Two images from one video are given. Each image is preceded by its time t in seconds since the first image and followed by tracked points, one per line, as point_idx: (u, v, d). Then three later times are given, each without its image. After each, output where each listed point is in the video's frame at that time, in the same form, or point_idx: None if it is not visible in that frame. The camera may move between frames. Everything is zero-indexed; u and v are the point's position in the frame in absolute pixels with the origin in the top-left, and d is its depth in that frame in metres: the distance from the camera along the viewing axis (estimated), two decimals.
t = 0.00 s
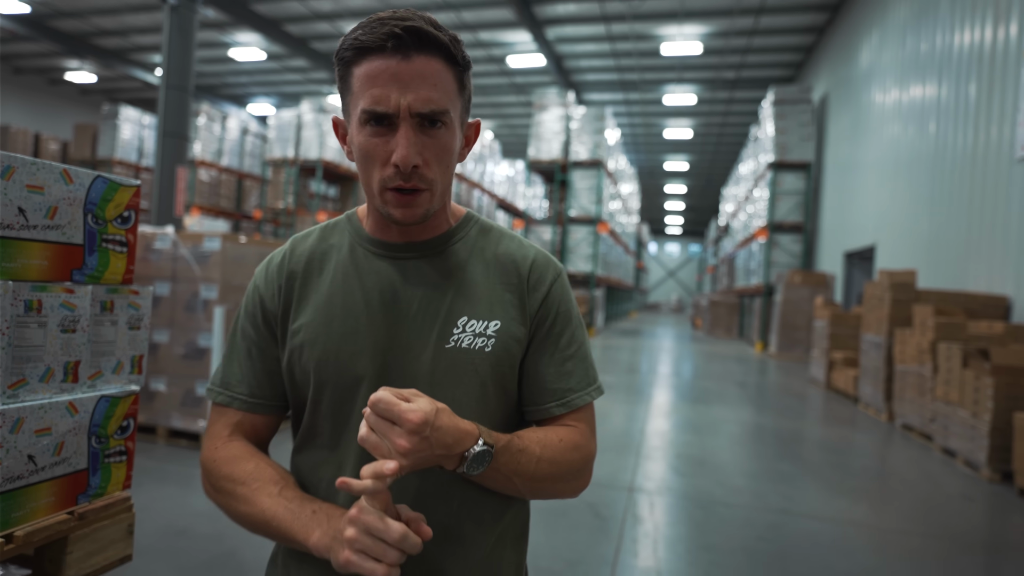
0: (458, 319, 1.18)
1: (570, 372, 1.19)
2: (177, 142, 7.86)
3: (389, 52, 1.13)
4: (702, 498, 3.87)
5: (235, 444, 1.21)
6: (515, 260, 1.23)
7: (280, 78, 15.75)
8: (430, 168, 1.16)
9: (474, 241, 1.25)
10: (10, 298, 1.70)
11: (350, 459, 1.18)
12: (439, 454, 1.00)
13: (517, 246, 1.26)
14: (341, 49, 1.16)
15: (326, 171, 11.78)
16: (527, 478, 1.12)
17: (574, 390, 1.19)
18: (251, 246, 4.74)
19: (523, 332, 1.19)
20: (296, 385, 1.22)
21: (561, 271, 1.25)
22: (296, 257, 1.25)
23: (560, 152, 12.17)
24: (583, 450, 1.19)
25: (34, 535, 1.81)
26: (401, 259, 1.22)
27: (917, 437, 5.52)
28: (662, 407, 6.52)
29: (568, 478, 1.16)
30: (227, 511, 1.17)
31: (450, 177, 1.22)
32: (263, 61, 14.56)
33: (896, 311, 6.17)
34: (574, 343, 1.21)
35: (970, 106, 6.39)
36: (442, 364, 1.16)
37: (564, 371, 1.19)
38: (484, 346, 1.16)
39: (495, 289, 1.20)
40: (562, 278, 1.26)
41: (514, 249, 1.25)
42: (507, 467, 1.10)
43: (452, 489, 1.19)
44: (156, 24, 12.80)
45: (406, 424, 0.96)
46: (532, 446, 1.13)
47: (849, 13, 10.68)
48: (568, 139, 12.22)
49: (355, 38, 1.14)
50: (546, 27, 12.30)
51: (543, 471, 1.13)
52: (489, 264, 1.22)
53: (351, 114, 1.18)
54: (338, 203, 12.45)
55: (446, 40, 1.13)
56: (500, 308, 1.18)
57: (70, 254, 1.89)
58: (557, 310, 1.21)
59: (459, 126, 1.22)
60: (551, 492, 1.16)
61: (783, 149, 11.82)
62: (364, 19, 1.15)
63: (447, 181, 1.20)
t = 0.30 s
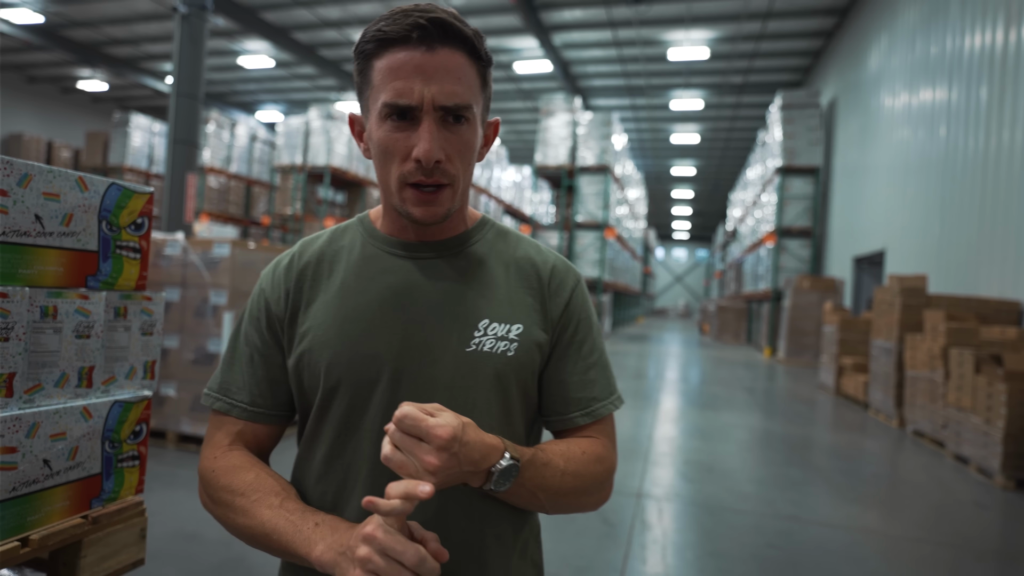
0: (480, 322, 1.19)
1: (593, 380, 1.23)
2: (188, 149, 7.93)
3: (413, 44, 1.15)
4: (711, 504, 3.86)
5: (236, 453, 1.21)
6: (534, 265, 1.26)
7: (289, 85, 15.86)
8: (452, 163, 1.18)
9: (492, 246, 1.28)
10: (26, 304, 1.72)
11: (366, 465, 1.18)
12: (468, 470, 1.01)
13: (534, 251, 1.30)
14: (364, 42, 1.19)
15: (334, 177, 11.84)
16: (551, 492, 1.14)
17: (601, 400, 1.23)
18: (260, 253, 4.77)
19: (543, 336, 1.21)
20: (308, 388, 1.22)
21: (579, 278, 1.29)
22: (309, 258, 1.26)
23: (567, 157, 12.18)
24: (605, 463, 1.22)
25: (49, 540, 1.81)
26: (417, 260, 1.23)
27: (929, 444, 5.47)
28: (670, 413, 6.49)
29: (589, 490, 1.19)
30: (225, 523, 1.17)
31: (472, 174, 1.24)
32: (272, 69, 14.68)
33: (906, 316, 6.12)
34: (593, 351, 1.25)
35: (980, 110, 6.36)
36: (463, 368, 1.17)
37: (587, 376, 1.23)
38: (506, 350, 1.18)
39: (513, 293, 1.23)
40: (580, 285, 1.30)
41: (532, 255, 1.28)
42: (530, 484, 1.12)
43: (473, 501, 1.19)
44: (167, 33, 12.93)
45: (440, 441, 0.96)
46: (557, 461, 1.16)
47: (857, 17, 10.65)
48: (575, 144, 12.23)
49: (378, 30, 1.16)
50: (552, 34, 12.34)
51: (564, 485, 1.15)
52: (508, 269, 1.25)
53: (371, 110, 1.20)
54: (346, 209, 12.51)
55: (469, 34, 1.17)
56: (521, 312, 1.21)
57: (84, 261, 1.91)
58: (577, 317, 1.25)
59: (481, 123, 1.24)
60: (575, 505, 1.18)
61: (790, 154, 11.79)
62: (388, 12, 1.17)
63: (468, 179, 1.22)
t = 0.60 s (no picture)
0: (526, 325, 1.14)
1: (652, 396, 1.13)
2: (187, 155, 7.95)
3: (461, 51, 1.16)
4: (709, 510, 3.86)
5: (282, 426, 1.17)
6: (587, 273, 1.20)
7: (289, 91, 15.90)
8: (501, 164, 1.14)
9: (542, 251, 1.22)
10: (24, 310, 1.73)
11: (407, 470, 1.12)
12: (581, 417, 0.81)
13: (590, 261, 1.23)
14: (417, 54, 1.21)
15: (334, 183, 11.87)
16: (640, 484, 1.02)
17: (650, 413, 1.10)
18: (258, 259, 4.77)
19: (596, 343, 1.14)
20: (354, 391, 1.19)
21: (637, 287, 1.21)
22: (362, 262, 1.25)
23: (566, 163, 12.22)
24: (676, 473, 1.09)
25: (43, 549, 1.81)
26: (466, 263, 1.20)
27: (927, 449, 5.48)
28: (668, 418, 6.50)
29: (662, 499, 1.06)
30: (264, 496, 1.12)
31: (523, 178, 1.20)
32: (272, 75, 14.73)
33: (904, 321, 6.13)
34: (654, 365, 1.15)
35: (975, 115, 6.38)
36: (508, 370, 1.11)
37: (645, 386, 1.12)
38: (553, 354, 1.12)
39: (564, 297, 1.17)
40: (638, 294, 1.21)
41: (585, 263, 1.22)
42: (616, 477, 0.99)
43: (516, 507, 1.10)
44: (167, 38, 12.97)
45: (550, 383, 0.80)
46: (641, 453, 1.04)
47: (853, 23, 10.71)
48: (574, 150, 12.28)
49: (428, 42, 1.18)
50: (551, 41, 12.40)
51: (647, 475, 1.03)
52: (560, 274, 1.20)
53: (423, 117, 1.21)
54: (345, 215, 12.55)
55: (517, 39, 1.15)
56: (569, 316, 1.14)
57: (83, 267, 1.91)
58: (634, 325, 1.15)
59: (532, 127, 1.21)
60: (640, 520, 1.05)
61: (788, 159, 11.84)
62: (439, 25, 1.19)
63: (519, 181, 1.18)
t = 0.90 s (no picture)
0: (569, 337, 1.23)
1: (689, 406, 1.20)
2: (185, 162, 7.94)
3: (506, 80, 1.23)
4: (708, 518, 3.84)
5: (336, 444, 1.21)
6: (629, 289, 1.29)
7: (287, 98, 15.93)
8: (544, 185, 1.22)
9: (587, 269, 1.32)
10: (21, 319, 1.72)
11: (456, 471, 1.21)
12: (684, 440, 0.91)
13: (631, 279, 1.32)
14: (464, 83, 1.29)
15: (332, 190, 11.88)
16: (715, 515, 1.09)
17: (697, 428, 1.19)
18: (255, 266, 4.77)
19: (636, 353, 1.22)
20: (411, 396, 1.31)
21: (679, 301, 1.28)
22: (419, 281, 1.38)
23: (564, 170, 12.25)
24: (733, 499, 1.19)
25: (38, 559, 1.79)
26: (513, 280, 1.31)
27: (926, 456, 5.47)
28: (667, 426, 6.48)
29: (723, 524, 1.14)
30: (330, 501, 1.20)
31: (566, 197, 1.28)
32: (270, 83, 14.76)
33: (901, 328, 6.15)
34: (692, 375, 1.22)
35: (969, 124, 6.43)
36: (550, 378, 1.21)
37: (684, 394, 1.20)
38: (594, 364, 1.20)
39: (606, 312, 1.25)
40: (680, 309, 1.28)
41: (629, 281, 1.31)
42: (704, 514, 1.05)
43: (559, 508, 1.18)
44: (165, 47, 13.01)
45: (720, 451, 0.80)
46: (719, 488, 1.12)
47: (849, 32, 10.78)
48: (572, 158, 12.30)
49: (475, 72, 1.26)
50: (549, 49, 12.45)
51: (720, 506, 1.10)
52: (601, 291, 1.29)
53: (470, 142, 1.29)
54: (343, 222, 12.56)
55: (558, 67, 1.24)
56: (611, 329, 1.23)
57: (81, 275, 1.91)
58: (674, 336, 1.21)
59: (572, 149, 1.29)
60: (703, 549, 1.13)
61: (785, 167, 11.88)
62: (485, 57, 1.27)
63: (562, 201, 1.26)
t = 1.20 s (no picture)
0: (594, 338, 1.24)
1: (717, 407, 1.17)
2: (183, 162, 7.93)
3: (531, 85, 1.24)
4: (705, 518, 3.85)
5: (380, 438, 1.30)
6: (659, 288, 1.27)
7: (285, 98, 15.92)
8: (572, 189, 1.23)
9: (617, 268, 1.31)
10: (17, 318, 1.72)
11: (486, 469, 1.25)
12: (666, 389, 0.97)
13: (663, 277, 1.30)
14: (491, 90, 1.30)
15: (330, 190, 11.88)
16: (726, 491, 1.10)
17: (724, 427, 1.17)
18: (253, 266, 4.77)
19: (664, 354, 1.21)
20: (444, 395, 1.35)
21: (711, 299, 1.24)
22: (454, 283, 1.42)
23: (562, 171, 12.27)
24: (753, 490, 1.17)
25: (37, 557, 1.79)
26: (542, 281, 1.32)
27: (922, 456, 5.48)
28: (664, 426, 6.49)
29: (741, 510, 1.13)
30: (375, 492, 1.29)
31: (594, 200, 1.28)
32: (268, 82, 14.74)
33: (898, 329, 6.17)
34: (723, 376, 1.19)
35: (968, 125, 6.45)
36: (574, 379, 1.22)
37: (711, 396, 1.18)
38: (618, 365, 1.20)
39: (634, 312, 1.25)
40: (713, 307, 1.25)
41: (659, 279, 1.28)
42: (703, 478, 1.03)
43: (585, 507, 1.19)
44: (163, 46, 12.99)
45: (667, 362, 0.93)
46: (730, 465, 1.13)
47: (848, 32, 10.80)
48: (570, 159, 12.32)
49: (501, 78, 1.27)
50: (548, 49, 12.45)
51: (730, 483, 1.11)
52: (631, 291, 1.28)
53: (498, 148, 1.31)
54: (341, 222, 12.57)
55: (583, 70, 1.24)
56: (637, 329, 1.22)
57: (77, 274, 1.91)
58: (705, 338, 1.20)
59: (600, 151, 1.29)
60: (721, 531, 1.12)
61: (783, 168, 11.91)
62: (510, 63, 1.29)
63: (591, 203, 1.26)
